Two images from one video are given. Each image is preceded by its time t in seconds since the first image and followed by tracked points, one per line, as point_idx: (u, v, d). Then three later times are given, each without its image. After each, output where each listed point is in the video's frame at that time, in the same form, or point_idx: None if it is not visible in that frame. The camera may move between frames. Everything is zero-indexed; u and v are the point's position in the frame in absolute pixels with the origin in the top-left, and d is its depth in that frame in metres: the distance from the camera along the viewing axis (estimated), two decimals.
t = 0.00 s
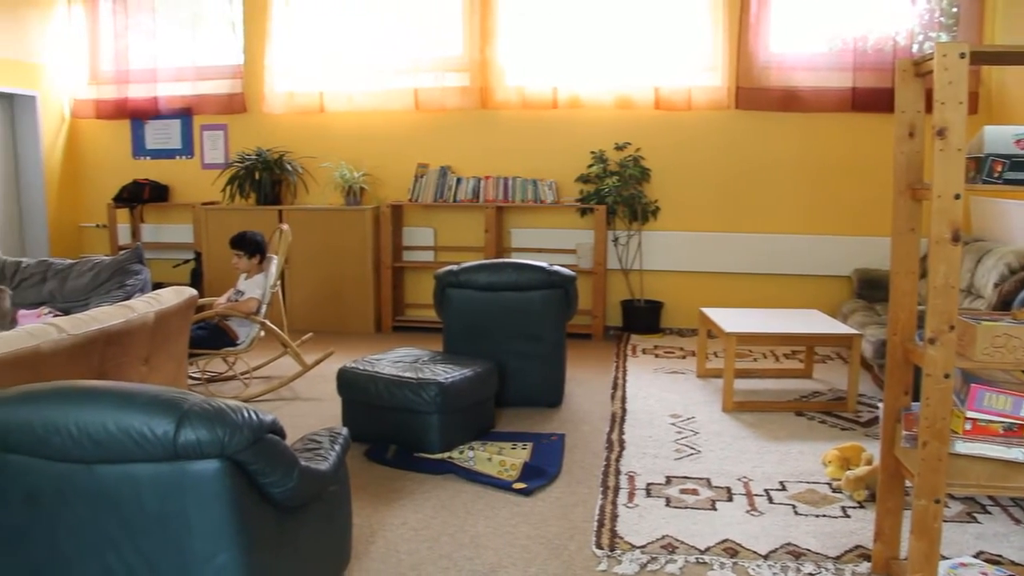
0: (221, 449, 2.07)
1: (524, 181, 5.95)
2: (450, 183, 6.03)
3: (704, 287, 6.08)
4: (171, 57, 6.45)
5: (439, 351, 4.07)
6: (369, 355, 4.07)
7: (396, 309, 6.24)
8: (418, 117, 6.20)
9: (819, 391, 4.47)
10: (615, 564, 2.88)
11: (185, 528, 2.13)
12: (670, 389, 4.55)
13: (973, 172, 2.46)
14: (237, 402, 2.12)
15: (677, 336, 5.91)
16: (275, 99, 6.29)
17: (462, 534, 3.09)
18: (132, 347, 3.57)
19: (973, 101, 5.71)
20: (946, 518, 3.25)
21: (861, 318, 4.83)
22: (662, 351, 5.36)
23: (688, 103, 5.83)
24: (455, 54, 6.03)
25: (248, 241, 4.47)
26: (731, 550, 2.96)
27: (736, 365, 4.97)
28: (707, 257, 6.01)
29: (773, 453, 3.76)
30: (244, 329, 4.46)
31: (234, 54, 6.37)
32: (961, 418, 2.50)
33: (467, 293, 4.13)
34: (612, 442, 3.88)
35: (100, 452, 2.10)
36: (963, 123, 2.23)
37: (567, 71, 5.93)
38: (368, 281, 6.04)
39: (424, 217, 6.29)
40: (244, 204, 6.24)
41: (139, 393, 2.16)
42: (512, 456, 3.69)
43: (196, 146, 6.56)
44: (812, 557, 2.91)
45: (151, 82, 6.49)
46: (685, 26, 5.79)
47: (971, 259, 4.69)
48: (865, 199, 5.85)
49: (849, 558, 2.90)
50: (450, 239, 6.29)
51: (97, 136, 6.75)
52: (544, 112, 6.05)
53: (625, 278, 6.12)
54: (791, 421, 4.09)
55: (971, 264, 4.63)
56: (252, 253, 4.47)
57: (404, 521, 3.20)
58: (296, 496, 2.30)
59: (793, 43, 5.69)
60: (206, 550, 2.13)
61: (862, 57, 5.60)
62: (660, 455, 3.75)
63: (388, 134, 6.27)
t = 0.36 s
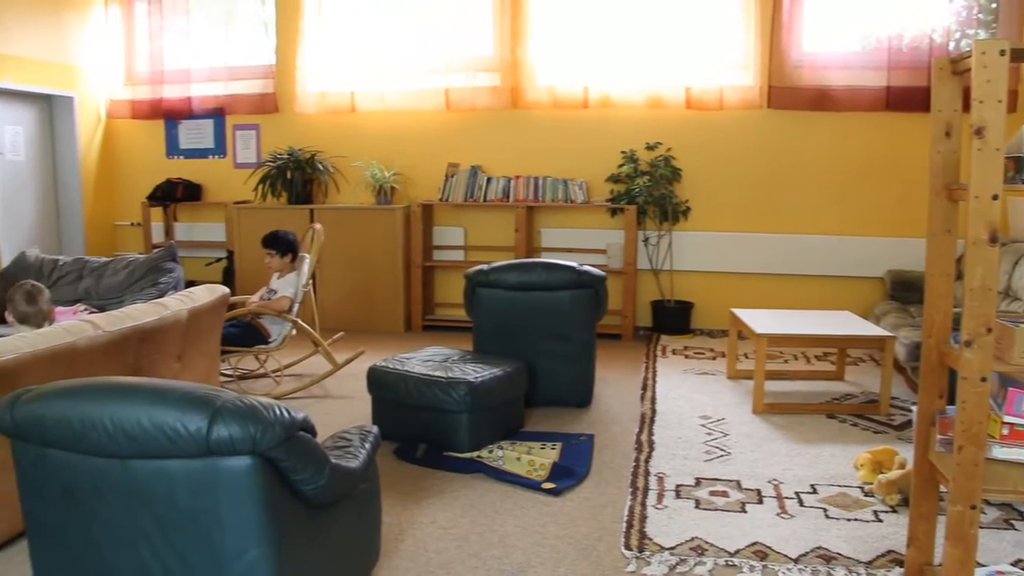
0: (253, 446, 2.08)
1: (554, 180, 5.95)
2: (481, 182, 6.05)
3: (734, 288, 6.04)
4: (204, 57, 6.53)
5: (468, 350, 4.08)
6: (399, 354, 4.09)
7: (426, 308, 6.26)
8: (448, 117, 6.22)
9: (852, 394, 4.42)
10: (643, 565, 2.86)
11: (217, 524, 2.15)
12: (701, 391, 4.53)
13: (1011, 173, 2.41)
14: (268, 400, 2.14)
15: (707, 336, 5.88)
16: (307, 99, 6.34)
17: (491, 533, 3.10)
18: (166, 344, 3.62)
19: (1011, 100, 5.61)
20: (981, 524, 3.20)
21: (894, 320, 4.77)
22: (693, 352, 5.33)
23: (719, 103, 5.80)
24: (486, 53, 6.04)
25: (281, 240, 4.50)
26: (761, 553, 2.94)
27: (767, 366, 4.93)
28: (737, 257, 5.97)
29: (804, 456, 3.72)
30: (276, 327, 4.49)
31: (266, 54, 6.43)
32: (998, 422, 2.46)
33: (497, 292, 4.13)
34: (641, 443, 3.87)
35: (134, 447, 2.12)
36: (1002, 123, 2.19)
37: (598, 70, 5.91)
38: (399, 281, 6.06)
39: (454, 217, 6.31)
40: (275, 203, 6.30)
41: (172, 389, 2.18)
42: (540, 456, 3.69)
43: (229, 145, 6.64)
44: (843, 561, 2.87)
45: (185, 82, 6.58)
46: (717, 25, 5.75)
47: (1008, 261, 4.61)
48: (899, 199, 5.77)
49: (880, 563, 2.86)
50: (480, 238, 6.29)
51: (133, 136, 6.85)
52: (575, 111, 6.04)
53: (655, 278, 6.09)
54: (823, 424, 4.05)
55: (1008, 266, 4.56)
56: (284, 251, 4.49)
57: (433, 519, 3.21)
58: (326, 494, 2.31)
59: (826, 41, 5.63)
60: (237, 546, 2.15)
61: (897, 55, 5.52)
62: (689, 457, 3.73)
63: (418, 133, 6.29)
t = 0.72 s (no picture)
0: (285, 444, 2.10)
1: (584, 181, 5.95)
2: (511, 182, 6.06)
3: (765, 289, 5.99)
4: (237, 58, 6.61)
5: (498, 350, 4.08)
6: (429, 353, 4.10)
7: (455, 308, 6.28)
8: (478, 116, 6.23)
9: (884, 397, 4.37)
10: (672, 567, 2.85)
11: (249, 521, 2.17)
12: (731, 392, 4.50)
13: None
14: (299, 397, 2.15)
15: (737, 338, 5.84)
16: (338, 99, 6.38)
17: (519, 533, 3.09)
18: (198, 342, 3.66)
19: None
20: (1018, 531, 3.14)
21: (928, 323, 4.72)
22: (723, 354, 5.30)
23: (751, 102, 5.75)
24: (516, 53, 6.04)
25: (314, 240, 4.53)
26: (791, 557, 2.91)
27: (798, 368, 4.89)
28: (768, 259, 5.92)
29: (835, 459, 3.68)
30: (307, 326, 4.52)
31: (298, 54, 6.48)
32: None
33: (526, 292, 4.14)
34: (670, 444, 3.85)
35: (168, 444, 2.15)
36: None
37: (628, 70, 5.89)
38: (428, 280, 6.10)
39: (483, 217, 6.31)
40: (307, 202, 6.36)
41: (206, 386, 2.20)
42: (569, 457, 3.69)
43: (261, 145, 6.70)
44: (874, 566, 2.83)
45: (218, 83, 6.65)
46: (749, 24, 5.70)
47: None
48: (934, 200, 5.70)
49: (913, 569, 2.82)
50: (510, 238, 6.30)
51: (168, 136, 6.95)
52: (605, 111, 6.02)
53: (686, 279, 6.06)
54: (854, 427, 4.01)
55: None
56: (316, 251, 4.53)
57: (461, 518, 3.21)
58: (355, 492, 2.32)
59: (860, 39, 5.57)
60: (269, 543, 2.17)
61: (932, 53, 5.45)
62: (719, 459, 3.71)
63: (449, 133, 6.31)
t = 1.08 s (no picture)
0: (321, 441, 2.11)
1: (620, 180, 5.94)
2: (546, 182, 6.06)
3: (801, 292, 5.93)
4: (275, 58, 6.68)
5: (533, 350, 4.08)
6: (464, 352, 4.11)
7: (490, 307, 6.29)
8: (514, 116, 6.23)
9: (924, 401, 4.31)
10: (706, 570, 2.82)
11: (285, 516, 2.19)
12: (768, 395, 4.46)
13: None
14: (336, 396, 2.16)
15: (774, 340, 5.79)
16: (375, 99, 6.42)
17: (553, 533, 3.09)
18: (236, 339, 3.69)
19: None
20: None
21: (969, 326, 4.65)
22: (759, 356, 5.26)
23: (789, 101, 5.69)
24: (552, 53, 6.04)
25: (356, 242, 4.55)
26: (828, 562, 2.86)
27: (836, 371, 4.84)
28: (804, 260, 5.86)
29: (874, 464, 3.63)
30: (345, 324, 4.55)
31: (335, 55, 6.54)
32: None
33: (562, 292, 4.13)
34: (705, 446, 3.83)
35: (206, 440, 2.17)
36: None
37: (665, 69, 5.86)
38: (463, 280, 6.11)
39: (519, 217, 6.31)
40: (344, 202, 6.43)
41: (244, 383, 2.23)
42: (604, 458, 3.68)
43: (298, 145, 6.76)
44: (913, 573, 2.78)
45: (256, 83, 6.73)
46: (788, 22, 5.64)
47: None
48: (976, 201, 5.60)
49: None
50: (545, 239, 6.29)
51: (207, 136, 7.03)
52: (642, 111, 5.99)
53: (722, 281, 6.02)
54: (894, 431, 3.95)
55: None
56: (356, 251, 4.55)
57: (495, 518, 3.21)
58: (390, 490, 2.33)
59: (902, 37, 5.50)
60: (304, 539, 2.19)
61: (977, 51, 5.35)
62: (755, 462, 3.67)
63: (485, 134, 6.32)
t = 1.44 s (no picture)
0: (355, 439, 2.12)
1: (653, 180, 5.92)
2: (580, 182, 6.06)
3: (835, 293, 5.87)
4: (310, 59, 6.74)
5: (565, 350, 4.08)
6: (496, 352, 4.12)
7: (522, 307, 6.30)
8: (547, 116, 6.23)
9: (962, 405, 4.24)
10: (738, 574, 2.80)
11: (317, 513, 2.20)
12: (802, 397, 4.42)
13: None
14: (369, 394, 2.17)
15: (807, 342, 5.74)
16: (409, 99, 6.45)
17: (583, 534, 3.08)
18: (270, 337, 3.73)
19: None
20: None
21: (1008, 330, 4.57)
22: (792, 357, 5.21)
23: (824, 101, 5.63)
24: (585, 52, 6.02)
25: (397, 242, 4.54)
26: (862, 567, 2.82)
27: (871, 374, 4.79)
28: (838, 261, 5.80)
29: (910, 468, 3.58)
30: (380, 323, 4.54)
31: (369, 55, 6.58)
32: None
33: (595, 292, 4.12)
34: (737, 448, 3.81)
35: (241, 437, 2.19)
36: None
37: (699, 69, 5.82)
38: (496, 279, 6.12)
39: (552, 217, 6.31)
40: (377, 201, 6.48)
41: (278, 380, 2.25)
42: (636, 459, 3.67)
43: (332, 145, 6.81)
44: None
45: (290, 83, 6.79)
46: (824, 20, 5.58)
47: None
48: (1016, 201, 5.50)
49: None
50: (578, 239, 6.27)
51: (242, 135, 7.10)
52: (675, 111, 5.96)
53: (755, 282, 5.97)
54: (930, 435, 3.90)
55: None
56: (395, 251, 4.53)
57: (526, 518, 3.21)
58: (422, 488, 2.34)
59: (941, 35, 5.42)
60: (337, 536, 2.20)
61: (1018, 49, 5.25)
62: (788, 464, 3.64)
63: (517, 134, 6.32)
